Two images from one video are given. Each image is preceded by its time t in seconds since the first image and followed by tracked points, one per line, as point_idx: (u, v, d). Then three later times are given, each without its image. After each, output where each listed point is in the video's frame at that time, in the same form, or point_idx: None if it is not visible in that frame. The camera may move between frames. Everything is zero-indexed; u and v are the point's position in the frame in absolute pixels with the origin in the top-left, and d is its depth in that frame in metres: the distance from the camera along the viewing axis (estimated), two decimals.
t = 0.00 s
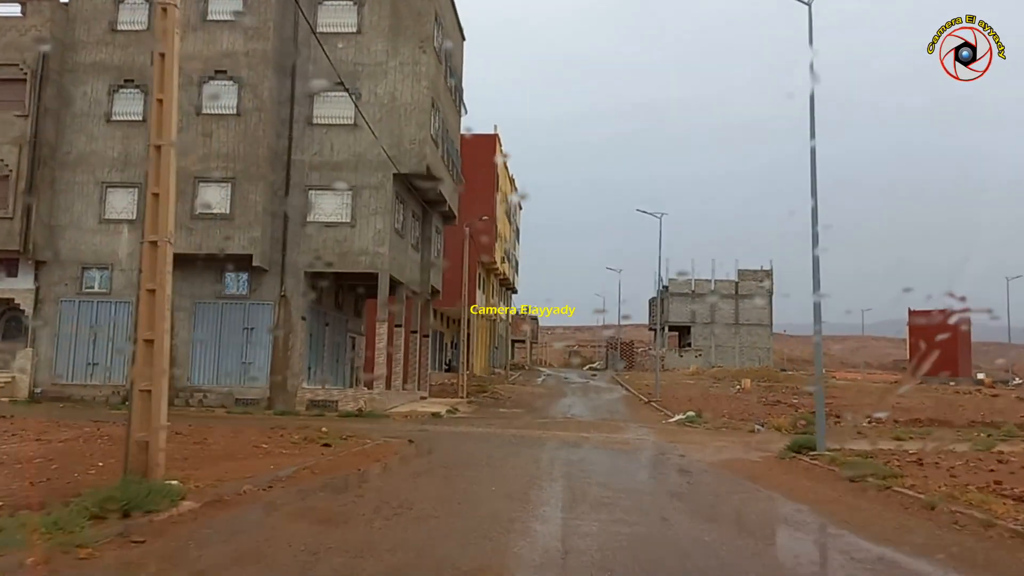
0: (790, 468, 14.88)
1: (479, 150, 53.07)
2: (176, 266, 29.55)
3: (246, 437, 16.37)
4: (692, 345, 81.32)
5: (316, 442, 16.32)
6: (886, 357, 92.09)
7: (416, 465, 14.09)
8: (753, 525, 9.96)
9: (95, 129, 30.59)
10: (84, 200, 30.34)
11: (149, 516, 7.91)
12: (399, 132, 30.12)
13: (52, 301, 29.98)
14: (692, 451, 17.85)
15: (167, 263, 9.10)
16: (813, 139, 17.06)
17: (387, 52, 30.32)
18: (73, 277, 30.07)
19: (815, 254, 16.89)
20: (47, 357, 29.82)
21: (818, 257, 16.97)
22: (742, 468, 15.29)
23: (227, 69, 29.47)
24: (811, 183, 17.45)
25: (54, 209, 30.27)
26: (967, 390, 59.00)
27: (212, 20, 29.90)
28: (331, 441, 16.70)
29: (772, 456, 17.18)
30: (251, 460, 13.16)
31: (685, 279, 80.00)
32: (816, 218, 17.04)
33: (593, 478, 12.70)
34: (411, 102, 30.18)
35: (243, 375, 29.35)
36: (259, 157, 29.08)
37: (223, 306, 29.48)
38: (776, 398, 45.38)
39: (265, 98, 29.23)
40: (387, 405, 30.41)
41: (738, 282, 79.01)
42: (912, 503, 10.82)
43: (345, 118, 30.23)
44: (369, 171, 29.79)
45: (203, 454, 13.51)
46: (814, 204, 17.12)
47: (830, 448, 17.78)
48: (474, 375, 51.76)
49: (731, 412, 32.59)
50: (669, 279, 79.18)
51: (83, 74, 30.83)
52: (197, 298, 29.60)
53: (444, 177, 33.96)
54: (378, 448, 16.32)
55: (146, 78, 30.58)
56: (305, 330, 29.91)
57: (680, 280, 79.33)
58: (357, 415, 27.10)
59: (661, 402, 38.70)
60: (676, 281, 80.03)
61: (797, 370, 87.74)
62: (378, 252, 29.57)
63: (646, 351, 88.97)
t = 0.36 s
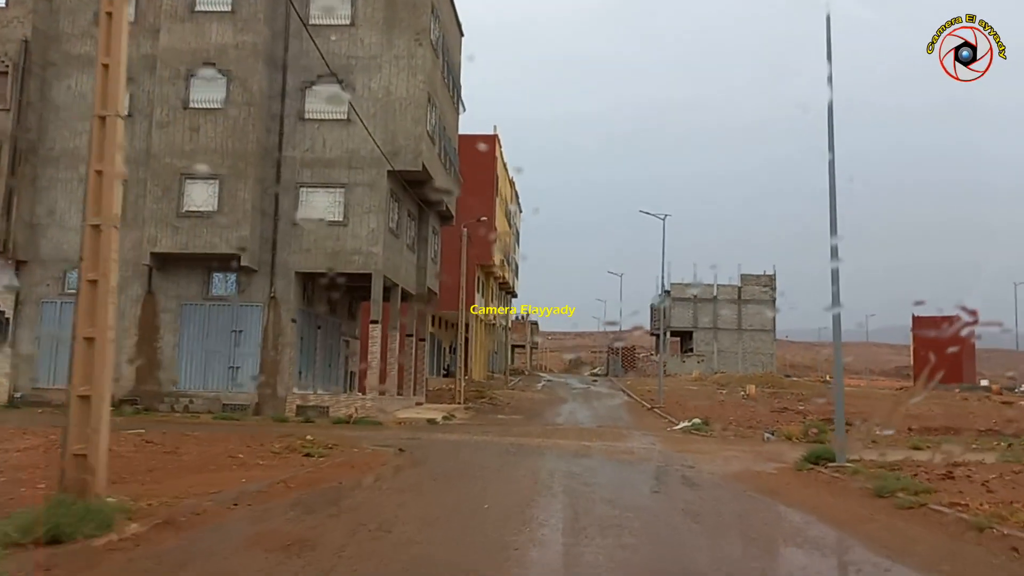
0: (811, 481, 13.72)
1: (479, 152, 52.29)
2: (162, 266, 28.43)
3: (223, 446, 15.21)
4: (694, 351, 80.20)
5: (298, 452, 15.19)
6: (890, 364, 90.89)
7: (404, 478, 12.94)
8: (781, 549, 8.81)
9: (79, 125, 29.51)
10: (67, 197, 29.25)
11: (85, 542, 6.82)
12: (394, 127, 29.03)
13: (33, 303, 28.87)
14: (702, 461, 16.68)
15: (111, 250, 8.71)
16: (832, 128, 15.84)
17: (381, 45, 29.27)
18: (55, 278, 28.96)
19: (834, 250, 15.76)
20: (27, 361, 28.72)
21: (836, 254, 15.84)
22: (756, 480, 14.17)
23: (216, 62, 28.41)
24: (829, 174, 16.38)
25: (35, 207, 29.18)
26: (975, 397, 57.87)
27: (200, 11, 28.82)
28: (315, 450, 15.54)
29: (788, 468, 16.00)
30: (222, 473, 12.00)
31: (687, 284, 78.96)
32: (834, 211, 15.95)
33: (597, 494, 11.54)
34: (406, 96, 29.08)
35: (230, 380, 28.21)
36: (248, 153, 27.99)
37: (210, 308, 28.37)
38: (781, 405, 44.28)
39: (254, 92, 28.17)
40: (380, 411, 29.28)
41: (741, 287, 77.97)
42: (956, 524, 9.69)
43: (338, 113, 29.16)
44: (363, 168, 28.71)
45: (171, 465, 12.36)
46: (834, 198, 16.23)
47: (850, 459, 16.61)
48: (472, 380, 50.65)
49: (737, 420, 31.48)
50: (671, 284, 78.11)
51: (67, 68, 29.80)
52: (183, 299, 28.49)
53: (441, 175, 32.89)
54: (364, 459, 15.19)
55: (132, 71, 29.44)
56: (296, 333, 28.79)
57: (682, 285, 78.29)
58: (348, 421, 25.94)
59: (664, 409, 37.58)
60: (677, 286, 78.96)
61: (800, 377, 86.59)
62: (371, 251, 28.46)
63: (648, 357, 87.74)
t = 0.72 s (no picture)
0: (833, 495, 12.67)
1: (479, 154, 51.00)
2: (149, 264, 27.40)
3: (199, 453, 14.15)
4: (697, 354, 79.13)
5: (280, 459, 14.13)
6: (894, 367, 89.85)
7: (392, 489, 11.90)
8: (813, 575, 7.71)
9: (63, 117, 28.42)
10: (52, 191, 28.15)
11: None
12: (390, 121, 27.97)
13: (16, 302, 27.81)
14: (713, 470, 15.63)
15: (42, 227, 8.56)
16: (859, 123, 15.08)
17: (377, 36, 28.24)
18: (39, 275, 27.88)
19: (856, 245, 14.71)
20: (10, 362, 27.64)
21: (858, 247, 14.83)
22: (774, 492, 13.12)
23: (206, 52, 27.41)
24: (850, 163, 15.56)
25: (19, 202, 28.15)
26: (985, 401, 56.81)
27: None
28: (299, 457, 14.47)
29: (807, 478, 14.95)
30: (190, 485, 10.94)
31: (691, 286, 77.96)
32: (856, 203, 14.93)
33: (601, 508, 10.51)
34: (403, 89, 28.03)
35: (219, 382, 27.17)
36: (240, 146, 26.98)
37: (199, 307, 27.33)
38: (788, 409, 43.23)
39: (246, 84, 27.17)
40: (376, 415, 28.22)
41: (745, 289, 77.00)
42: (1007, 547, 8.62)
43: (333, 106, 28.11)
44: (358, 163, 27.67)
45: (136, 475, 11.31)
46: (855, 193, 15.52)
47: (872, 468, 15.57)
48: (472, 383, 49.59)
49: (745, 425, 30.41)
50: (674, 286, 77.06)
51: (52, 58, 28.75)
52: (171, 298, 27.45)
53: (439, 171, 31.84)
54: (352, 468, 14.13)
55: (119, 62, 28.41)
56: (288, 333, 27.74)
57: (685, 287, 77.30)
58: (341, 425, 24.91)
59: (669, 413, 36.51)
60: (681, 288, 77.94)
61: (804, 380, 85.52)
62: (366, 249, 27.43)
63: (650, 360, 86.66)
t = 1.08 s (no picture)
0: (867, 515, 11.33)
1: (479, 153, 50.08)
2: (131, 261, 26.14)
3: (163, 462, 12.85)
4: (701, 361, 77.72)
5: (252, 469, 12.81)
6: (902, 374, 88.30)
7: (373, 505, 10.59)
8: None
9: (44, 107, 27.16)
10: (31, 184, 26.86)
11: None
12: (384, 113, 26.69)
13: None
14: (729, 484, 14.29)
15: None
16: (882, 126, 14.39)
17: (372, 24, 27.00)
18: (17, 272, 26.60)
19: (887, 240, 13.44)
20: None
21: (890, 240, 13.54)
22: (800, 510, 11.76)
23: (193, 39, 26.22)
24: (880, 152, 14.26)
25: None
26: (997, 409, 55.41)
27: None
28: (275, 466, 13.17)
29: (833, 493, 13.61)
30: (139, 500, 9.63)
31: (695, 291, 76.72)
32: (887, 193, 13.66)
33: (608, 531, 9.20)
34: (398, 79, 26.74)
35: (204, 385, 25.87)
36: (226, 138, 25.70)
37: (183, 306, 26.06)
38: (797, 416, 41.86)
39: (233, 72, 25.89)
40: (370, 422, 26.89)
41: (750, 294, 75.78)
42: None
43: (325, 97, 26.81)
44: (351, 156, 26.39)
45: (83, 488, 10.02)
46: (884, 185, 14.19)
47: (903, 482, 14.22)
48: (472, 388, 48.26)
49: (755, 433, 29.07)
50: (679, 290, 75.77)
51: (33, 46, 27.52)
52: (154, 297, 26.18)
53: (436, 167, 30.54)
54: (332, 479, 12.81)
55: (103, 50, 27.21)
56: (277, 335, 26.47)
57: (690, 291, 76.05)
58: (330, 432, 23.58)
59: (675, 420, 35.19)
60: (685, 293, 76.68)
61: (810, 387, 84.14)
62: (359, 247, 26.16)
63: (653, 365, 85.23)
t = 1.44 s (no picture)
0: (899, 532, 10.37)
1: (480, 151, 49.18)
2: (117, 257, 25.22)
3: (132, 470, 11.92)
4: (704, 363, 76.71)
5: (228, 477, 11.87)
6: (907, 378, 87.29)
7: (358, 518, 9.65)
8: None
9: (29, 98, 26.24)
10: (15, 178, 25.93)
11: None
12: (380, 105, 25.73)
13: None
14: (743, 494, 13.29)
15: None
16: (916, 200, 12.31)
17: (369, 13, 26.07)
18: None
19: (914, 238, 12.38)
20: None
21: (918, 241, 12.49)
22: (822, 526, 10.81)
23: (182, 27, 25.28)
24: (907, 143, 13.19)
25: None
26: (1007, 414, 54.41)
27: None
28: (254, 474, 12.23)
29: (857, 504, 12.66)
30: (92, 515, 8.70)
31: (698, 293, 75.74)
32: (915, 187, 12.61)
33: (614, 551, 8.25)
34: (395, 70, 25.81)
35: (191, 386, 24.97)
36: (217, 130, 24.76)
37: (171, 304, 25.17)
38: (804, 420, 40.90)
39: (224, 62, 24.95)
40: (366, 424, 25.97)
41: (754, 296, 74.81)
42: None
43: (319, 88, 25.87)
44: (346, 149, 25.47)
45: (34, 500, 9.09)
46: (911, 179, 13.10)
47: (931, 493, 13.29)
48: (472, 390, 47.33)
49: (764, 438, 28.11)
50: (682, 292, 74.78)
51: (18, 35, 26.60)
52: (141, 294, 25.28)
53: (435, 162, 29.61)
54: (314, 488, 11.87)
55: (91, 39, 26.27)
56: (269, 335, 25.56)
57: (693, 293, 75.09)
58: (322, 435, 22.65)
59: (681, 423, 34.24)
60: (688, 295, 75.71)
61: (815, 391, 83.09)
62: (354, 243, 25.25)
63: (656, 367, 84.18)
